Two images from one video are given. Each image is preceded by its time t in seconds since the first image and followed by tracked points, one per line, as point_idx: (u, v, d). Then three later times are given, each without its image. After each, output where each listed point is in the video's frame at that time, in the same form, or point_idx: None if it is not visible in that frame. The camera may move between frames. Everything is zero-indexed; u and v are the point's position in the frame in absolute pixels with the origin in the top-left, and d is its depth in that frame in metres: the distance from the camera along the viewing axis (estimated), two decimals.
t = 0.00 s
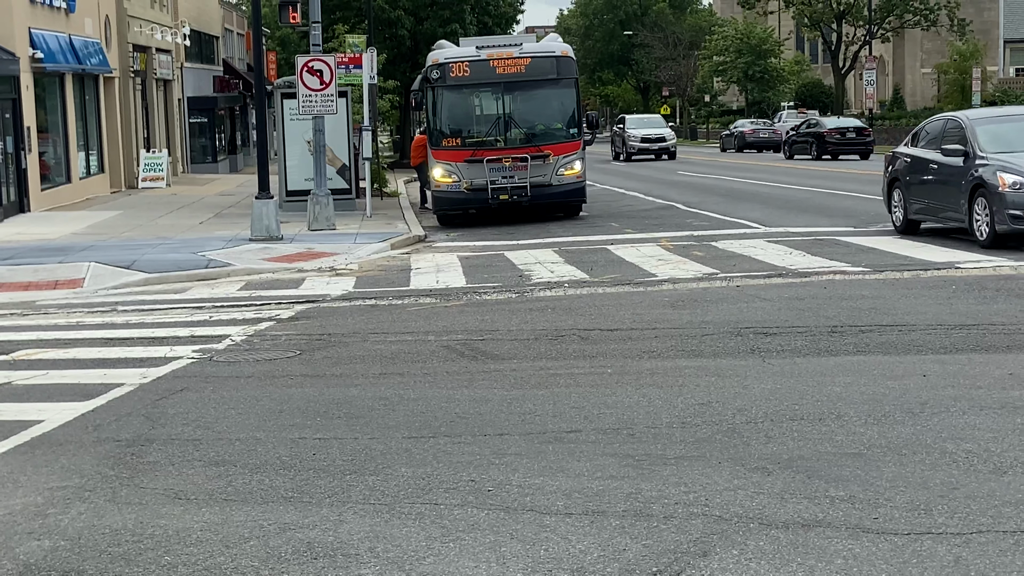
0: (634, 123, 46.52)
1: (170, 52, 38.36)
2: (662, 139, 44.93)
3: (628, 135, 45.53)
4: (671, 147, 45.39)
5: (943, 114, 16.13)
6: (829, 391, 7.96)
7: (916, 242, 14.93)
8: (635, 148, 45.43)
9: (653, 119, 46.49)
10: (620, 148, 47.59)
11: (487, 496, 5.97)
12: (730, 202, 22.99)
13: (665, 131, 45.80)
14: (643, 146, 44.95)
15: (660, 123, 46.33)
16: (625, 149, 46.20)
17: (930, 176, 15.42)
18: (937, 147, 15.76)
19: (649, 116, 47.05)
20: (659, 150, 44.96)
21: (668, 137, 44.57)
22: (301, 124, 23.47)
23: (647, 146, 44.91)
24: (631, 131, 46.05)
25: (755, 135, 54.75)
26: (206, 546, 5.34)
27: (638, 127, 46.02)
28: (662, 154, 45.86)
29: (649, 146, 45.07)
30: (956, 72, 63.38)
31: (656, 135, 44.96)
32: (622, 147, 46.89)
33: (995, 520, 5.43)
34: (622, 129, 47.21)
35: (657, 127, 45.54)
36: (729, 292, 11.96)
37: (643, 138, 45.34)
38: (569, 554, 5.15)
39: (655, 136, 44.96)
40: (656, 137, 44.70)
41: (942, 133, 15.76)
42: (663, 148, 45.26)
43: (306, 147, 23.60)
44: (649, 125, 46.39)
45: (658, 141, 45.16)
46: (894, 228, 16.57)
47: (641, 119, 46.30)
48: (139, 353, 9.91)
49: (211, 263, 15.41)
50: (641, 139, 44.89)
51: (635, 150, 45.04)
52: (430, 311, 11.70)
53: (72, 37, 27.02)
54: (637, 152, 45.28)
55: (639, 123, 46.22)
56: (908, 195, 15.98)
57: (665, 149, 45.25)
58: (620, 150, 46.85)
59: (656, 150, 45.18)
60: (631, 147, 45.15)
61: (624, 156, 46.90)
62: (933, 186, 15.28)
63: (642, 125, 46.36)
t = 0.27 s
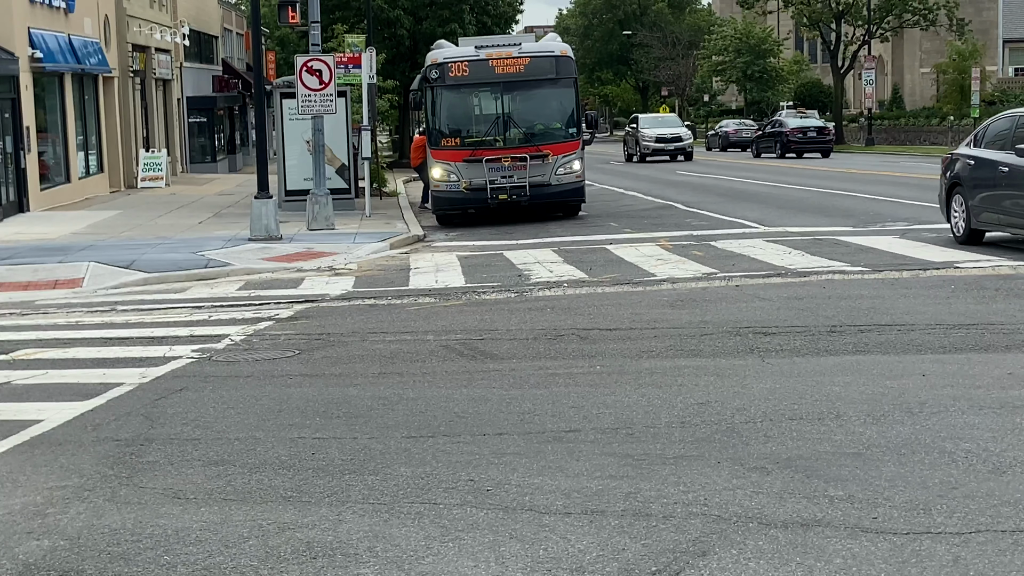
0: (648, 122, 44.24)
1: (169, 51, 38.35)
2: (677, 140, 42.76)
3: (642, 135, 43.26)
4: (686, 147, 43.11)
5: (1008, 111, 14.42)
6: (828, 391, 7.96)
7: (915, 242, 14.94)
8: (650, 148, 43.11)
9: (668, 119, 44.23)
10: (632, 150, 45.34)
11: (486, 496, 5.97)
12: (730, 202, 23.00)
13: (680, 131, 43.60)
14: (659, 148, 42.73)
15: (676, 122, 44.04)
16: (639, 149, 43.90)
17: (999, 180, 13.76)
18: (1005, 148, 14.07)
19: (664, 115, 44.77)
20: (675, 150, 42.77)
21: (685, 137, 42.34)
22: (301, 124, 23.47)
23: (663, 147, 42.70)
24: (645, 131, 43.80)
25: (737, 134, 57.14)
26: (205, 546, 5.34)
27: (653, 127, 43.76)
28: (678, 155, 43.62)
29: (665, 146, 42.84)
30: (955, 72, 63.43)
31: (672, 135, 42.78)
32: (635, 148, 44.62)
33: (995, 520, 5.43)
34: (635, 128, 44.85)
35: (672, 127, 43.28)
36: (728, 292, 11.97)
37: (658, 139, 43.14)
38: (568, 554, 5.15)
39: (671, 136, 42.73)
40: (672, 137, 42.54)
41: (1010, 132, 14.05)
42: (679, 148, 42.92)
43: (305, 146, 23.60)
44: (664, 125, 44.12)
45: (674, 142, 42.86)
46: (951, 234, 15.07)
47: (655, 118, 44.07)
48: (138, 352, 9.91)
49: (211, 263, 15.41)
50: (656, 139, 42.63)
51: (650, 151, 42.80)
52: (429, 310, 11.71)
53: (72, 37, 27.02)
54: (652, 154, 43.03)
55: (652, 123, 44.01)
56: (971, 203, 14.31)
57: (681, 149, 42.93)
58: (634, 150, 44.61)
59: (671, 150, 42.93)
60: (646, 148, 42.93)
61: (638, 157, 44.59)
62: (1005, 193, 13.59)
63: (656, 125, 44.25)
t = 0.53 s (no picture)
0: (664, 120, 41.73)
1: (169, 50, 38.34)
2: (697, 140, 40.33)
3: (659, 135, 40.75)
4: (706, 147, 40.67)
5: None
6: (829, 390, 7.96)
7: (916, 241, 14.95)
8: (667, 149, 40.67)
9: (686, 117, 41.70)
10: (647, 149, 42.82)
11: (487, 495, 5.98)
12: (730, 201, 23.00)
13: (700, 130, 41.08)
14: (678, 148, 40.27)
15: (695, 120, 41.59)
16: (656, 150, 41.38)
17: None
18: None
19: (682, 113, 42.19)
20: (694, 151, 40.41)
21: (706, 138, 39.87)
22: (301, 123, 23.47)
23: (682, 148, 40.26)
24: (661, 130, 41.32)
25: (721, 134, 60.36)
26: (206, 546, 5.34)
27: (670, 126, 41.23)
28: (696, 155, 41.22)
29: (683, 147, 40.39)
30: (955, 71, 63.41)
31: (691, 135, 40.30)
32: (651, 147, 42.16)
33: (995, 520, 5.43)
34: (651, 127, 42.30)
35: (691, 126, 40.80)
36: (728, 291, 11.97)
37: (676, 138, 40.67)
38: (568, 554, 5.15)
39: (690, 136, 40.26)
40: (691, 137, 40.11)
41: None
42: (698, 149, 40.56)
43: (305, 146, 23.60)
44: (681, 123, 41.63)
45: (694, 142, 40.40)
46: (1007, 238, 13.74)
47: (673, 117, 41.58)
48: (138, 352, 9.90)
49: (211, 262, 15.41)
50: (674, 139, 40.24)
51: (668, 152, 40.41)
52: (429, 310, 11.70)
53: (72, 36, 27.02)
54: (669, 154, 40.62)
55: (669, 121, 41.50)
56: None
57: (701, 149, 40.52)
58: (649, 150, 42.16)
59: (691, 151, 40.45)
60: (663, 149, 40.48)
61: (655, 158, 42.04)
62: None
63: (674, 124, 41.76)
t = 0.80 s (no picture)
0: (684, 118, 38.86)
1: (169, 49, 38.32)
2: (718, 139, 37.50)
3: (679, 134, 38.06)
4: (728, 147, 37.92)
5: None
6: (830, 389, 7.96)
7: (916, 239, 14.95)
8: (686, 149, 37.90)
9: (707, 115, 39.02)
10: (664, 149, 40.16)
11: (488, 493, 5.97)
12: (730, 199, 23.00)
13: (721, 128, 38.35)
14: (698, 149, 37.60)
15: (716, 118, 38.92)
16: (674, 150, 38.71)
17: None
18: None
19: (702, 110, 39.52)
20: (715, 151, 37.48)
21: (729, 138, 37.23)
22: (302, 121, 23.46)
23: (702, 148, 37.60)
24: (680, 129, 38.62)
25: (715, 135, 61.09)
26: (206, 544, 5.34)
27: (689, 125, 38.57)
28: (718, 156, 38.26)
29: (704, 147, 37.70)
30: (956, 69, 63.42)
31: (712, 133, 37.63)
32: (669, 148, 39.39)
33: (997, 518, 5.43)
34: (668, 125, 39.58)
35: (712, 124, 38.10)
36: (729, 289, 11.97)
37: (697, 137, 37.95)
38: (570, 552, 5.15)
39: (712, 135, 37.58)
40: (713, 136, 37.43)
41: None
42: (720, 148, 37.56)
43: (306, 144, 23.60)
44: (701, 121, 38.96)
45: (716, 142, 37.68)
46: None
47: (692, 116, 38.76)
48: (139, 350, 9.90)
49: (212, 260, 15.41)
50: (694, 138, 37.51)
51: (687, 152, 37.69)
52: (430, 308, 11.70)
53: (72, 34, 27.01)
54: (688, 155, 37.93)
55: (688, 119, 38.84)
56: None
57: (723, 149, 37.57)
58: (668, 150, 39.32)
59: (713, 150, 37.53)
60: (681, 149, 37.77)
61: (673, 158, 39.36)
62: None
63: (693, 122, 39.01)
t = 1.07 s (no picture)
0: (706, 114, 36.47)
1: (170, 45, 38.32)
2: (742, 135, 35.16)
3: (700, 131, 35.61)
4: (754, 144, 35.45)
5: None
6: (831, 385, 7.96)
7: (917, 236, 14.94)
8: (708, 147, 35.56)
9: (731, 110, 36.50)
10: (684, 148, 37.65)
11: (489, 490, 5.97)
12: (731, 196, 22.99)
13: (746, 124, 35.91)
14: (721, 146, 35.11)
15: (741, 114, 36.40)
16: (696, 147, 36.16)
17: None
18: None
19: (726, 106, 37.03)
20: (739, 149, 35.09)
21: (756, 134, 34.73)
22: (303, 118, 23.45)
23: (726, 145, 35.09)
24: (701, 125, 36.20)
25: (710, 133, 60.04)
26: (207, 540, 5.34)
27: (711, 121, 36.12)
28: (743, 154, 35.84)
29: (728, 144, 35.20)
30: (957, 65, 63.38)
31: (736, 129, 35.14)
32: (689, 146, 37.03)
33: (997, 514, 5.43)
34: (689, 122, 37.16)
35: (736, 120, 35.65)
36: (730, 286, 11.97)
37: (719, 134, 35.50)
38: (571, 548, 5.15)
39: (737, 131, 35.07)
40: (737, 132, 34.94)
41: None
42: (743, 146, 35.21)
43: (307, 141, 23.58)
44: (724, 118, 36.51)
45: (741, 138, 35.17)
46: None
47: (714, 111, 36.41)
48: (140, 347, 9.90)
49: (213, 257, 15.41)
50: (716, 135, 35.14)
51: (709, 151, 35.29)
52: (430, 305, 11.69)
53: (73, 31, 27.01)
54: (710, 152, 35.49)
55: (711, 115, 36.41)
56: None
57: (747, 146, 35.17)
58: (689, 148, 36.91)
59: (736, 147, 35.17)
60: (703, 146, 35.30)
61: (695, 157, 36.76)
62: None
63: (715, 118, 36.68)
